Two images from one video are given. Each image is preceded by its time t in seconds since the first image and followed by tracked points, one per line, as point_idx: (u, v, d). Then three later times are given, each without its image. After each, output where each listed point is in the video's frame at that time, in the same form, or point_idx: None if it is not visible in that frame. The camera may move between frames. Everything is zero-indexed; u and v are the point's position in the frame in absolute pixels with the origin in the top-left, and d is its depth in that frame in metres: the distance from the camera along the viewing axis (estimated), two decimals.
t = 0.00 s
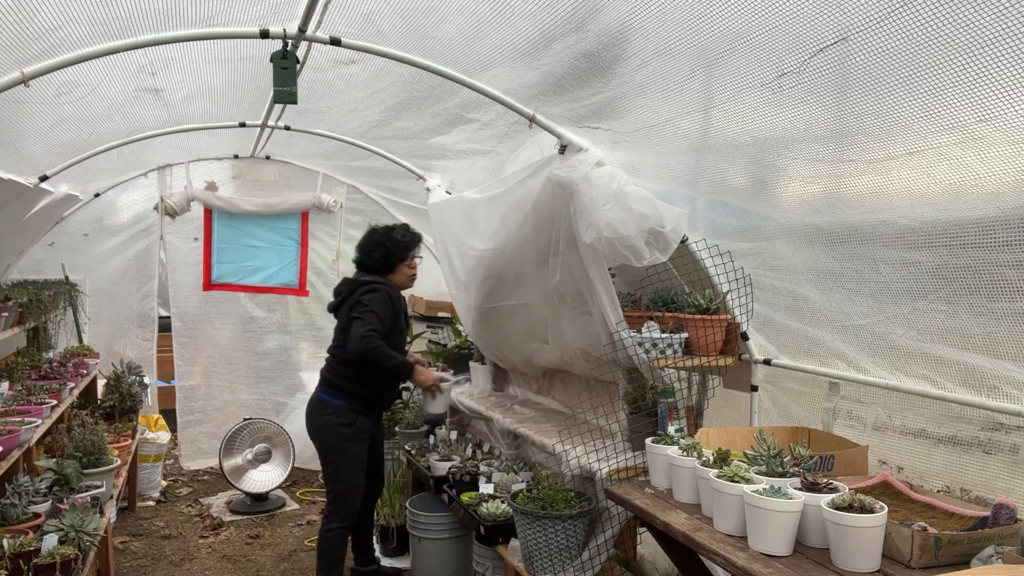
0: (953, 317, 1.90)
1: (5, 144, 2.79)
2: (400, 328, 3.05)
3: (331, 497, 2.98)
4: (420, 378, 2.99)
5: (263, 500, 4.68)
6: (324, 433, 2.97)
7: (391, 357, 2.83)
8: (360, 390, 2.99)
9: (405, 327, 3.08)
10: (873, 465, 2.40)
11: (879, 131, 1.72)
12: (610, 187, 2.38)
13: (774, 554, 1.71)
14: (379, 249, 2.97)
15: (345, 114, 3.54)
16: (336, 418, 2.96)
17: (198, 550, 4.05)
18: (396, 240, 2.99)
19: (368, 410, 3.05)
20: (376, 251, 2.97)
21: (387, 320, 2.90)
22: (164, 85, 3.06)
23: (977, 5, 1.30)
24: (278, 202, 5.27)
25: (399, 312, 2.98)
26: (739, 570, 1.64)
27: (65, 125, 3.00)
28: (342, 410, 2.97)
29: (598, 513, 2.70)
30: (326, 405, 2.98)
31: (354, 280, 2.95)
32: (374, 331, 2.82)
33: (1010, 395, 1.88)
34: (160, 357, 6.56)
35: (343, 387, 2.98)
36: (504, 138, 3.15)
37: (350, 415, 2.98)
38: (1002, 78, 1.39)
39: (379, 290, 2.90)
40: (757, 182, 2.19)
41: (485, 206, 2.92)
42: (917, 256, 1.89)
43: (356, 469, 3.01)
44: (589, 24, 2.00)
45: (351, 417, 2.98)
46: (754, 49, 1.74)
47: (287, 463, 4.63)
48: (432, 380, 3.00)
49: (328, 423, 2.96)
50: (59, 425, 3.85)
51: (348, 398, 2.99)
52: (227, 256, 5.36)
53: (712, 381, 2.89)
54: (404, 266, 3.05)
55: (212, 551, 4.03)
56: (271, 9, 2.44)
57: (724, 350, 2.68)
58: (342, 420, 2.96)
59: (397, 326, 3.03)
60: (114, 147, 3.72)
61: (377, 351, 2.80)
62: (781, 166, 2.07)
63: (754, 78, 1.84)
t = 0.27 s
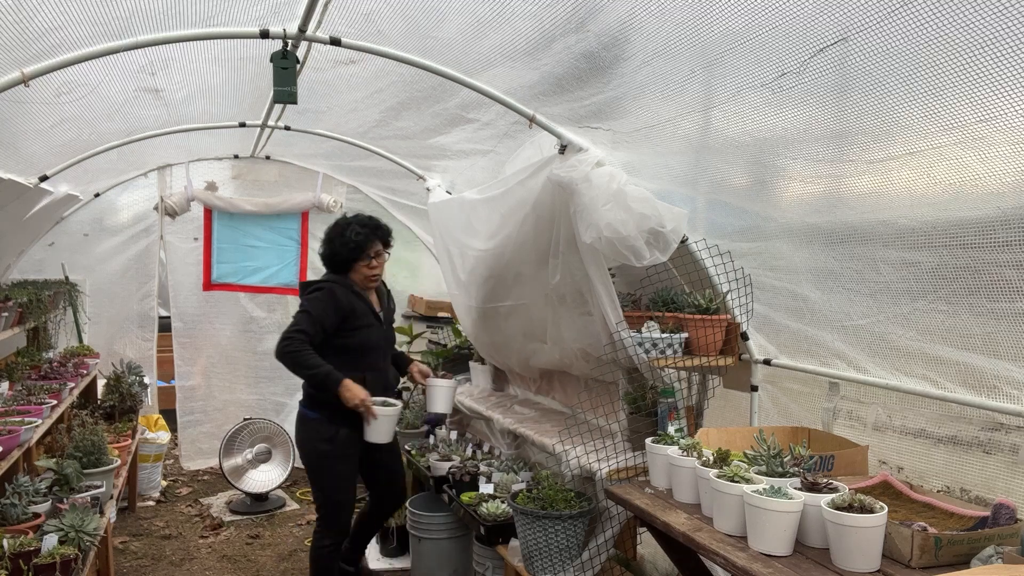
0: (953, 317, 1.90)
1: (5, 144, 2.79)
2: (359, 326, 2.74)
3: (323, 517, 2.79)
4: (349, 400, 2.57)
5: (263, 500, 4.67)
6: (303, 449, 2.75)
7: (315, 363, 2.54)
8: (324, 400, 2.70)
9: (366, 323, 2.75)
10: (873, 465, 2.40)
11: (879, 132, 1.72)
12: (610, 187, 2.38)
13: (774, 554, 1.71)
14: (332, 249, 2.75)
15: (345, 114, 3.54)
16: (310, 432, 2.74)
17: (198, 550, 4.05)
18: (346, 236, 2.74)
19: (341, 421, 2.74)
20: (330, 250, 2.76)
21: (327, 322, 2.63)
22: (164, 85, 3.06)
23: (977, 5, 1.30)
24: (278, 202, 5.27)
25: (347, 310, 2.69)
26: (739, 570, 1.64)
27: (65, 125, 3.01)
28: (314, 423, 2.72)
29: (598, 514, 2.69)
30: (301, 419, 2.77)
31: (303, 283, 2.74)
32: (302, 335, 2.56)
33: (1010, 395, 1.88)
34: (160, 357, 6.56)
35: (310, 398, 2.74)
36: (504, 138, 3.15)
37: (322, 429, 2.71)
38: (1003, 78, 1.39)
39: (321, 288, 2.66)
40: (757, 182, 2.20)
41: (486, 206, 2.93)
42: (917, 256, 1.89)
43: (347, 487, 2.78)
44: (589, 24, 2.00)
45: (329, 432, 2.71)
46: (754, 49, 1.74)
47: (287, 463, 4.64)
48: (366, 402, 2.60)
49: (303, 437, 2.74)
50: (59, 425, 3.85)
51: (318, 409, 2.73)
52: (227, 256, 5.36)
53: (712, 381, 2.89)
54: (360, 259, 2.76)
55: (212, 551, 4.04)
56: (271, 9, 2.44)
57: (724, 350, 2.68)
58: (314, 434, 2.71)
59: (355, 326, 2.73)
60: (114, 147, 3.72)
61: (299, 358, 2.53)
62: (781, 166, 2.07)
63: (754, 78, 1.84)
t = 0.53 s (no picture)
0: (953, 317, 1.90)
1: (5, 144, 2.79)
2: (347, 334, 2.55)
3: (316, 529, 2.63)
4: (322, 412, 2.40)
5: (263, 500, 4.67)
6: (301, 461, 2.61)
7: (290, 374, 2.42)
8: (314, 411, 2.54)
9: (355, 331, 2.56)
10: (873, 465, 2.40)
11: (879, 132, 1.72)
12: (610, 187, 2.38)
13: (774, 554, 1.71)
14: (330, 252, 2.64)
15: (345, 114, 3.54)
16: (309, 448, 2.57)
17: (198, 550, 4.05)
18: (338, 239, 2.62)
19: (332, 435, 2.54)
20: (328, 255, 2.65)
21: (311, 330, 2.51)
22: (164, 85, 3.06)
23: (977, 5, 1.30)
24: (278, 202, 5.27)
25: (331, 317, 2.54)
26: (739, 570, 1.64)
27: (65, 125, 3.01)
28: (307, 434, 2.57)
29: (598, 514, 2.69)
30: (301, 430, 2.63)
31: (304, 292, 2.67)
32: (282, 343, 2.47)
33: (1010, 395, 1.87)
34: (160, 357, 6.56)
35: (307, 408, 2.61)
36: (504, 138, 3.15)
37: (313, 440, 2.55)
38: (1003, 78, 1.39)
39: (308, 295, 2.56)
40: (757, 182, 2.19)
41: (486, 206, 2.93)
42: (917, 256, 1.89)
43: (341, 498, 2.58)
44: (589, 24, 2.00)
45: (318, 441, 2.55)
46: (754, 49, 1.74)
47: (287, 463, 4.64)
48: (336, 416, 2.38)
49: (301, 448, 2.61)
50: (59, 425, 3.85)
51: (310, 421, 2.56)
52: (227, 256, 5.36)
53: (712, 381, 2.89)
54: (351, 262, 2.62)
55: (212, 551, 4.03)
56: (271, 9, 2.44)
57: (725, 350, 2.69)
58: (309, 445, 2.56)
59: (342, 333, 2.55)
60: (114, 147, 3.72)
61: (275, 367, 2.43)
62: (781, 165, 2.07)
63: (754, 78, 1.84)
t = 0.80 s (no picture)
0: (953, 317, 1.90)
1: (5, 144, 2.79)
2: (379, 351, 2.17)
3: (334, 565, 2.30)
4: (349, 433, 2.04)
5: (263, 500, 4.67)
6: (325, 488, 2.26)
7: (314, 393, 2.09)
8: (339, 435, 2.19)
9: (389, 348, 2.17)
10: (873, 465, 2.40)
11: (879, 132, 1.72)
12: (610, 187, 2.38)
13: (774, 554, 1.71)
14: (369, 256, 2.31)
15: (345, 114, 3.54)
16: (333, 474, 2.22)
17: (198, 550, 4.05)
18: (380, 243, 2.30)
19: (356, 463, 2.18)
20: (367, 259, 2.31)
21: (341, 344, 2.15)
22: (164, 85, 3.06)
23: (977, 5, 1.30)
24: (278, 202, 5.27)
25: (360, 331, 2.16)
26: (739, 570, 1.64)
27: (65, 125, 3.01)
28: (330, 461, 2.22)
29: (598, 513, 2.69)
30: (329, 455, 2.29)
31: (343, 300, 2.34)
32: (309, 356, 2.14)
33: (1010, 395, 1.87)
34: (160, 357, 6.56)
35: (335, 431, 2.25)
36: (504, 138, 3.15)
37: (335, 468, 2.20)
38: (1003, 78, 1.39)
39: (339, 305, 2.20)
40: (757, 182, 2.19)
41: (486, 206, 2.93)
42: (917, 256, 1.89)
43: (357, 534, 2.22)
44: (589, 24, 2.00)
45: (340, 470, 2.20)
46: (754, 49, 1.74)
47: (287, 463, 4.63)
48: (364, 437, 2.01)
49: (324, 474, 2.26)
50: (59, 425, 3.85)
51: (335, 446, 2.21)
52: (227, 256, 5.36)
53: (712, 381, 2.89)
54: (389, 270, 2.26)
55: (212, 551, 4.03)
56: (271, 9, 2.44)
57: (725, 350, 2.70)
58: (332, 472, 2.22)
59: (372, 350, 2.17)
60: (114, 147, 3.72)
61: (301, 384, 2.11)
62: (781, 166, 2.07)
63: (754, 78, 1.84)
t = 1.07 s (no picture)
0: (953, 318, 1.90)
1: (5, 144, 2.79)
2: (423, 341, 1.92)
3: None
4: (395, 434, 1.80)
5: (263, 500, 4.67)
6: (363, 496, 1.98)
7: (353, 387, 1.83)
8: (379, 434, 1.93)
9: (434, 338, 1.93)
10: (873, 465, 2.40)
11: (879, 132, 1.72)
12: (610, 188, 2.39)
13: (774, 554, 1.71)
14: (410, 240, 2.02)
15: (345, 114, 3.54)
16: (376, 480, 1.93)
17: (198, 550, 4.05)
18: (426, 225, 2.01)
19: (405, 462, 1.90)
20: (405, 243, 2.03)
21: (381, 335, 1.90)
22: (164, 85, 3.06)
23: (976, 5, 1.30)
24: (278, 202, 5.27)
25: (403, 319, 1.91)
26: (739, 570, 1.64)
27: (65, 125, 3.01)
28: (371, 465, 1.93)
29: (598, 514, 2.70)
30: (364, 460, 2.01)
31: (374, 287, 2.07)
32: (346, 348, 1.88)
33: (1010, 395, 1.87)
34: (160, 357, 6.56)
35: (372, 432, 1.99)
36: (504, 138, 3.15)
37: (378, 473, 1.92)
38: (1003, 78, 1.39)
39: (376, 294, 1.95)
40: (757, 182, 2.20)
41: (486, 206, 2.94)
42: (917, 256, 1.89)
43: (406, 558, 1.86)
44: (589, 24, 2.00)
45: (387, 473, 1.90)
46: (753, 49, 1.74)
47: (287, 463, 4.63)
48: (412, 437, 1.78)
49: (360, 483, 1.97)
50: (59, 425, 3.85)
51: (376, 447, 1.94)
52: (227, 256, 5.36)
53: (712, 381, 2.89)
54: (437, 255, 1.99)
55: (212, 551, 4.04)
56: (271, 9, 2.44)
57: (725, 350, 2.70)
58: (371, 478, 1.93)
59: (417, 340, 1.92)
60: (114, 147, 3.72)
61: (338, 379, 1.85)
62: (781, 165, 2.07)
63: (754, 78, 1.84)
